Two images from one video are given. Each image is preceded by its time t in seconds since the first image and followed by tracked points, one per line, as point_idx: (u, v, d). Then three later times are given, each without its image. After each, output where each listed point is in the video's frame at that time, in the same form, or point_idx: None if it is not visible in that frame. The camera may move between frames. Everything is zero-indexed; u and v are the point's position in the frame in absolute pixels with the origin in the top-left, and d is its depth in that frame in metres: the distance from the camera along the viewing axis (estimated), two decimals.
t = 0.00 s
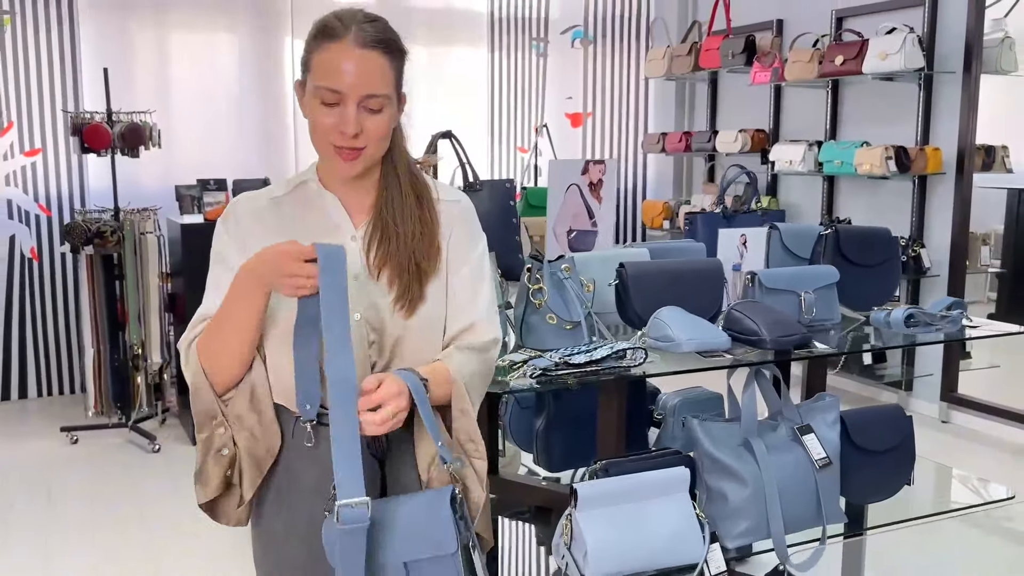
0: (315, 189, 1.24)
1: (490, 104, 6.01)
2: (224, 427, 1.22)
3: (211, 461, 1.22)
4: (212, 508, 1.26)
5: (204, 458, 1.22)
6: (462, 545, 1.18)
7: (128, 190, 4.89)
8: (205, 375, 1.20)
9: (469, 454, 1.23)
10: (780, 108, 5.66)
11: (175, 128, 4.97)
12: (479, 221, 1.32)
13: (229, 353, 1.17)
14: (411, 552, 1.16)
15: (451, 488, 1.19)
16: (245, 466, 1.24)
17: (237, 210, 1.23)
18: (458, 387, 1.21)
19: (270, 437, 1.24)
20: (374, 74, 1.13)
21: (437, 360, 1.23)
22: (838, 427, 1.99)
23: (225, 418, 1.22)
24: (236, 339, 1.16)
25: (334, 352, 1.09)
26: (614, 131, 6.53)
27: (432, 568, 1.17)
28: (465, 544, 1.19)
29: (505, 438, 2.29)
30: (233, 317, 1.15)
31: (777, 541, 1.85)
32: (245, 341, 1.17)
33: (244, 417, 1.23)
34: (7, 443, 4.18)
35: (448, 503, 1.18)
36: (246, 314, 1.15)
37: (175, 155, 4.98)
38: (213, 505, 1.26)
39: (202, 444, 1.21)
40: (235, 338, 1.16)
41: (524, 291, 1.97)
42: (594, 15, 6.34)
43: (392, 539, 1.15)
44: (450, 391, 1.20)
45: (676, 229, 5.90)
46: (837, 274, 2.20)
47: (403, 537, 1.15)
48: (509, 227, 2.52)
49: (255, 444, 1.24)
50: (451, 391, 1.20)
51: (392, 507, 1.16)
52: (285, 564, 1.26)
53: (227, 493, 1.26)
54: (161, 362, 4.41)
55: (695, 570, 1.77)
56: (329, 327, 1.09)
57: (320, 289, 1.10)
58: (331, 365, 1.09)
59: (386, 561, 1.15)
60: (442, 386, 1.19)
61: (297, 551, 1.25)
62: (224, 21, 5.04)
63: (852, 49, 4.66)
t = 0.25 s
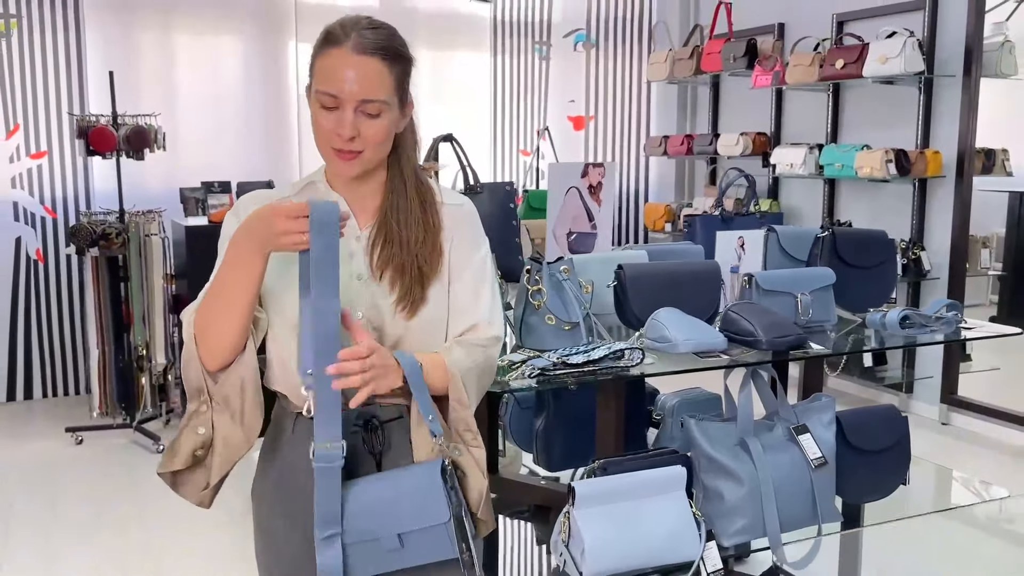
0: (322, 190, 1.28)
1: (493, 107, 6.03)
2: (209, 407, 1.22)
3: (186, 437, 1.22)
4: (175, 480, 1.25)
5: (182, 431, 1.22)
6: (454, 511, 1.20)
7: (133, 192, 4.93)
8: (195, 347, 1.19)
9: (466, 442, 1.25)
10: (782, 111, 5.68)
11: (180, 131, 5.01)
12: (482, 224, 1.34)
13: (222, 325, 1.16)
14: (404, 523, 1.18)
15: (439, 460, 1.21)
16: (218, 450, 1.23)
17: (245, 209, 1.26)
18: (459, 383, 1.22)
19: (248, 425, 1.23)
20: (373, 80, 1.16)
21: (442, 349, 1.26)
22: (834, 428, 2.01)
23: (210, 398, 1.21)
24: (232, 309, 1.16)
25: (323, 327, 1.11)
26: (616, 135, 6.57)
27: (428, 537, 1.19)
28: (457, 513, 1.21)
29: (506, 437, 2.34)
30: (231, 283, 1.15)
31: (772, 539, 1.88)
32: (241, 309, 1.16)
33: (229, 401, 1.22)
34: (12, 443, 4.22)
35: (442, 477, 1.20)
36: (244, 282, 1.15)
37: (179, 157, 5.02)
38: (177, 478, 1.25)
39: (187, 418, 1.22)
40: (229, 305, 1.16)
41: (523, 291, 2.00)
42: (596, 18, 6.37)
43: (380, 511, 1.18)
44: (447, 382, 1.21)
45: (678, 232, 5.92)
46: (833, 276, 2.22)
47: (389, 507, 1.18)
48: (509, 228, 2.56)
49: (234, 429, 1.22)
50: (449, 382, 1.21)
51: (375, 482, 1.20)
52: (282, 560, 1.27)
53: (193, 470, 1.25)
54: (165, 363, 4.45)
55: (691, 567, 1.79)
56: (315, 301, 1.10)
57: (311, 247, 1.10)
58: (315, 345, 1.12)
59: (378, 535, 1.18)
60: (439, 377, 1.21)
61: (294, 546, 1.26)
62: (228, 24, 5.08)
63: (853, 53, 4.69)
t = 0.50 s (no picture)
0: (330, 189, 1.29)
1: (495, 109, 6.05)
2: (223, 396, 1.22)
3: (204, 427, 1.23)
4: (203, 473, 1.26)
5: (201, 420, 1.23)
6: (422, 517, 1.21)
7: (138, 194, 4.97)
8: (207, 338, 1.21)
9: (454, 444, 1.24)
10: (783, 113, 5.69)
11: (185, 133, 5.05)
12: (487, 227, 1.34)
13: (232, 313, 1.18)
14: (380, 525, 1.21)
15: (413, 463, 1.21)
16: (236, 438, 1.23)
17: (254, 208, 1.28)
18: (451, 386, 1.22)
19: (265, 412, 1.22)
20: (385, 82, 1.18)
21: (441, 347, 1.26)
22: (830, 427, 2.05)
23: (222, 386, 1.22)
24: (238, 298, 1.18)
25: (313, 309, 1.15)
26: (618, 137, 6.59)
27: (404, 540, 1.22)
28: (427, 519, 1.21)
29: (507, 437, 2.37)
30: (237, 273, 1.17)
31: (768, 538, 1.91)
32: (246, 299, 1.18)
33: (243, 389, 1.22)
34: (17, 443, 4.25)
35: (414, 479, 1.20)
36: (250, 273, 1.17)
37: (184, 159, 5.05)
38: (205, 469, 1.27)
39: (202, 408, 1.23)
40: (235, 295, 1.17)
41: (523, 292, 2.02)
42: (599, 21, 6.40)
43: (356, 512, 1.21)
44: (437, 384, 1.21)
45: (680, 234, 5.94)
46: (830, 277, 2.24)
47: (363, 508, 1.21)
48: (509, 230, 2.60)
49: (249, 418, 1.23)
50: (439, 385, 1.21)
51: (352, 482, 1.22)
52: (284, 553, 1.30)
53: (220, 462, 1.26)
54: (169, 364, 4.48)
55: (688, 565, 1.81)
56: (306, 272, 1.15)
57: (300, 205, 1.13)
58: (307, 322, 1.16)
59: (357, 534, 1.22)
60: (428, 378, 1.20)
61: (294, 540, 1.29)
62: (233, 27, 5.11)
63: (853, 55, 4.70)
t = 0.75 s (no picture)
0: (340, 187, 1.31)
1: (497, 110, 6.08)
2: (220, 384, 1.24)
3: (199, 413, 1.25)
4: (191, 455, 1.28)
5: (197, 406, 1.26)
6: (378, 512, 1.20)
7: (144, 194, 5.00)
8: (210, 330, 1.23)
9: (431, 442, 1.23)
10: (785, 114, 5.71)
11: (189, 134, 5.08)
12: (492, 228, 1.35)
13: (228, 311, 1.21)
14: (349, 515, 1.22)
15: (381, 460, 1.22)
16: (229, 428, 1.25)
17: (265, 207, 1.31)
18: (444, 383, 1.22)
19: (259, 405, 1.25)
20: (398, 85, 1.20)
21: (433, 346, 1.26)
22: (826, 426, 2.08)
23: (221, 376, 1.25)
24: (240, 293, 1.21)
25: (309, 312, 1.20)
26: (620, 138, 6.62)
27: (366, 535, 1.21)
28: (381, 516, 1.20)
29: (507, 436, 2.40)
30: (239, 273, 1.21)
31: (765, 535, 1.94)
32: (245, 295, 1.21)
33: (240, 380, 1.24)
34: (23, 441, 4.28)
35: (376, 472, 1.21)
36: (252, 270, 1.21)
37: (189, 160, 5.09)
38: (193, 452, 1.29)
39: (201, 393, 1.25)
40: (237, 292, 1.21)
41: (522, 291, 2.05)
42: (601, 22, 6.42)
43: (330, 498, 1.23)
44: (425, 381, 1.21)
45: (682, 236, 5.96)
46: (827, 277, 2.27)
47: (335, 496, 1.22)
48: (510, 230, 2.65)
49: (245, 409, 1.25)
50: (428, 379, 1.21)
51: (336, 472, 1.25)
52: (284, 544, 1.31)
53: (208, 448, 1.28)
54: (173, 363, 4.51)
55: (684, 562, 1.83)
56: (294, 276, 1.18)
57: (267, 215, 1.16)
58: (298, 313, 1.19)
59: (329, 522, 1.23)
60: (419, 373, 1.21)
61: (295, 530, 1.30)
62: (238, 29, 5.14)
63: (854, 57, 4.72)
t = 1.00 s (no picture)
0: (341, 187, 1.32)
1: (499, 110, 6.09)
2: (232, 393, 1.26)
3: (215, 423, 1.27)
4: (216, 467, 1.29)
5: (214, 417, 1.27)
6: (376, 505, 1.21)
7: (147, 194, 5.03)
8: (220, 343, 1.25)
9: (431, 431, 1.26)
10: (786, 114, 5.72)
11: (192, 135, 5.11)
12: (491, 226, 1.37)
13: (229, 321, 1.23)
14: (348, 504, 1.22)
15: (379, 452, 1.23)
16: (242, 435, 1.26)
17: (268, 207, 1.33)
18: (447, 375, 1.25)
19: (271, 412, 1.27)
20: (398, 84, 1.23)
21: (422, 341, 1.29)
22: (822, 423, 2.09)
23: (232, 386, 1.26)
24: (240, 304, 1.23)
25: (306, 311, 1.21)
26: (622, 139, 6.63)
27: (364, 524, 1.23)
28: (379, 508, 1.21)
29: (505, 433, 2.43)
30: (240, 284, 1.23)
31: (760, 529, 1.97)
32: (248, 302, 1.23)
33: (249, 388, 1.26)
34: (27, 439, 4.31)
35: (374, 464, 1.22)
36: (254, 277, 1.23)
37: (191, 160, 5.12)
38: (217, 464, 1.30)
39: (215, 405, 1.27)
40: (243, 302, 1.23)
41: (520, 288, 2.11)
42: (603, 23, 6.43)
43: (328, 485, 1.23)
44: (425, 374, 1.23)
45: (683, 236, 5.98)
46: (823, 276, 2.29)
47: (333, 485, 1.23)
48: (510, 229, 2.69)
49: (259, 415, 1.26)
50: (427, 372, 1.23)
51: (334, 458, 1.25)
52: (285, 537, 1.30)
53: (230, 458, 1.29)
54: (176, 361, 4.53)
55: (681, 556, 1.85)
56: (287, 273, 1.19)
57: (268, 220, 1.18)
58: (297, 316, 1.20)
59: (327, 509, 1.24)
60: (419, 366, 1.23)
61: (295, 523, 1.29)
62: (240, 29, 5.17)
63: (854, 58, 4.73)
